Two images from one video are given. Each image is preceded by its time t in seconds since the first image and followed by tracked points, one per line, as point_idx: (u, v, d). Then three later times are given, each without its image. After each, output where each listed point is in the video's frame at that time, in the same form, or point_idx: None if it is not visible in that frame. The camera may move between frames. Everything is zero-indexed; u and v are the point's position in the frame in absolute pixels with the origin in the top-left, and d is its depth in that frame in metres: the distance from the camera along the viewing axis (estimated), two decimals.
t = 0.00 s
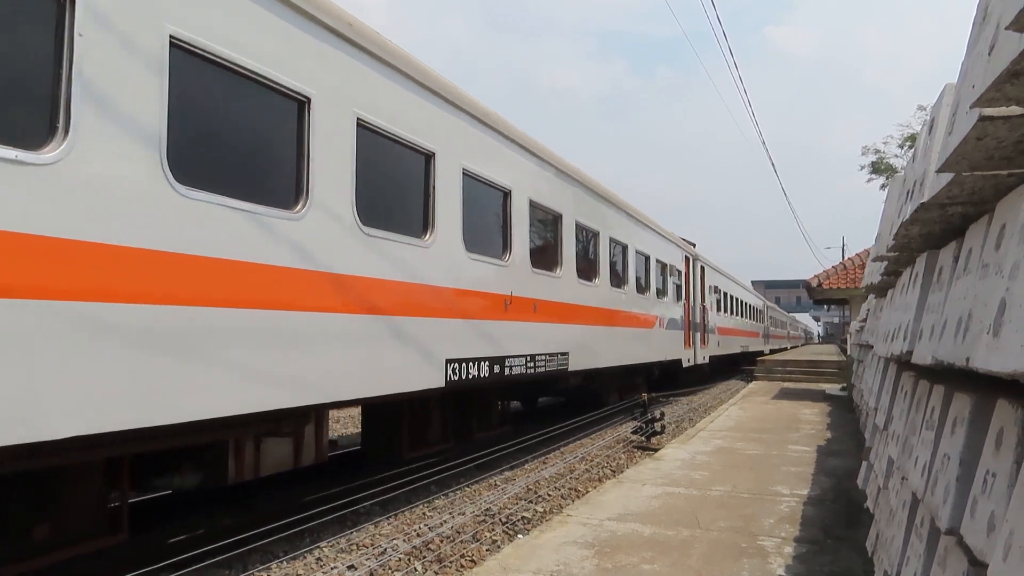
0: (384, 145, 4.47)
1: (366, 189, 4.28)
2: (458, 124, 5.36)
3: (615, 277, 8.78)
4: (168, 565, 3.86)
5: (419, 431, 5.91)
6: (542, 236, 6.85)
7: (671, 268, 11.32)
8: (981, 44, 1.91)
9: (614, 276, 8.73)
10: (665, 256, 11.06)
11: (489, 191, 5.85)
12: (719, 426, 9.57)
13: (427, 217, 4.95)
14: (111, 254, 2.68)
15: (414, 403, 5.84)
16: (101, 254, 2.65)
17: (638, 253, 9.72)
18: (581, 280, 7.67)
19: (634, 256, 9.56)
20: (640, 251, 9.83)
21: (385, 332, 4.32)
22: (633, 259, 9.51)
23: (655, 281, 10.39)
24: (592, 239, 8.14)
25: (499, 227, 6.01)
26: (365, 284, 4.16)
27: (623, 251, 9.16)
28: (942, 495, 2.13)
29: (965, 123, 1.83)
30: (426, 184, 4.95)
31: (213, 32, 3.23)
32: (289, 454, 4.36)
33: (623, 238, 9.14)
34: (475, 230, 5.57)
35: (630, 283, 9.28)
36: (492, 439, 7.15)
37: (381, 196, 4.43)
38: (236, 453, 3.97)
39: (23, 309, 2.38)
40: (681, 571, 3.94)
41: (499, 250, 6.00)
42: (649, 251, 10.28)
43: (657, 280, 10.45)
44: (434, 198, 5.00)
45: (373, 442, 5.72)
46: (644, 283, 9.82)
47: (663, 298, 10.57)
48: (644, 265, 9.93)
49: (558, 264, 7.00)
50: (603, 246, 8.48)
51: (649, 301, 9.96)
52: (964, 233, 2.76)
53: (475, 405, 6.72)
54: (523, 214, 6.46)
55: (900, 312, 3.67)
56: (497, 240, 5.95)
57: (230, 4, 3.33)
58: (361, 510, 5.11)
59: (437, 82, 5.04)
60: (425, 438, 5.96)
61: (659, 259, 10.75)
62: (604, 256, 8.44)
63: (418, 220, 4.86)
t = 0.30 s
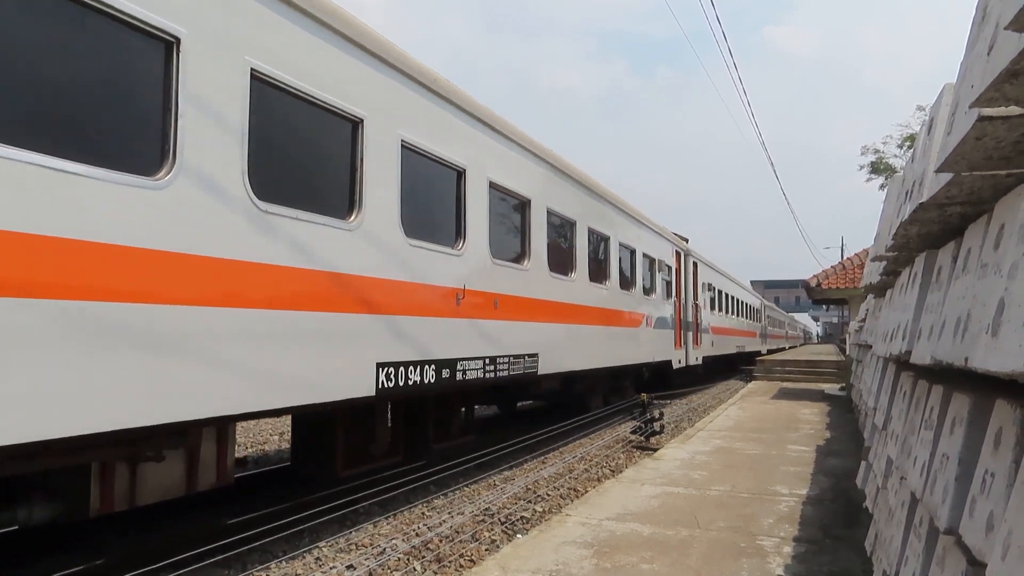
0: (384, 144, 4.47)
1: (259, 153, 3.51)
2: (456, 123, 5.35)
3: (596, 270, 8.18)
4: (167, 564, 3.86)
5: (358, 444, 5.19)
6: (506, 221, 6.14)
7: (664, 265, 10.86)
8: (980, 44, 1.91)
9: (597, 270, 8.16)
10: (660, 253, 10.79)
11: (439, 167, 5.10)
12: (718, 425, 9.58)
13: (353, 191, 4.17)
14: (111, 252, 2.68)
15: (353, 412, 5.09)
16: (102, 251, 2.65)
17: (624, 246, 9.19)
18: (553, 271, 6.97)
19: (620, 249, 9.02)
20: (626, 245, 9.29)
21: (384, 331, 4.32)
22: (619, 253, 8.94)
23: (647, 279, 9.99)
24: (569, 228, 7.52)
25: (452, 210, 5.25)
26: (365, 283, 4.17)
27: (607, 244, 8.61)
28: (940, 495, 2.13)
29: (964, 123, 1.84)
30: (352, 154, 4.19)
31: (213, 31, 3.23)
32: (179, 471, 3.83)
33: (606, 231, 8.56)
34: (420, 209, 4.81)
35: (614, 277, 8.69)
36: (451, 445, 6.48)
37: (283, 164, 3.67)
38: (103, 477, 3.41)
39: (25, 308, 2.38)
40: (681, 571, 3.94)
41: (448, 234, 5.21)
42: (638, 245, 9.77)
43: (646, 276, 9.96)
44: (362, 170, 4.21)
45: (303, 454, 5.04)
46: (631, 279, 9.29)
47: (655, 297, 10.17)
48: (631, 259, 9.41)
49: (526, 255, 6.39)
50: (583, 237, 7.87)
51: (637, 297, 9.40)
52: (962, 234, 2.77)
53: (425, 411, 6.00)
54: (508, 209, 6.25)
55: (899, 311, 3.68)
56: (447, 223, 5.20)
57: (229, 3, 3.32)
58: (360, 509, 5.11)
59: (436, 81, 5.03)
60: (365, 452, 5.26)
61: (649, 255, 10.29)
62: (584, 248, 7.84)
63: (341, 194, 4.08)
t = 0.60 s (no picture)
0: (384, 144, 4.50)
1: (99, 104, 2.77)
2: (454, 122, 5.34)
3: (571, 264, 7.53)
4: (165, 564, 3.86)
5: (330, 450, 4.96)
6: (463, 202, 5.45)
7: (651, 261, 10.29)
8: (978, 45, 1.92)
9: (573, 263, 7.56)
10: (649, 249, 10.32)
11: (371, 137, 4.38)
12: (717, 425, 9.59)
13: (248, 159, 3.43)
14: (111, 252, 2.68)
15: (270, 424, 4.41)
16: (101, 250, 2.65)
17: (606, 240, 8.58)
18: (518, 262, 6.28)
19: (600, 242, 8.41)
20: (608, 238, 8.69)
21: (383, 331, 4.31)
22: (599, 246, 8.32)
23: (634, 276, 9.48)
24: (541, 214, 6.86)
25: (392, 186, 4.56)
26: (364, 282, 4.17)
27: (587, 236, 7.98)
28: (939, 495, 2.13)
29: (962, 123, 1.84)
30: (245, 114, 3.45)
31: (215, 30, 3.24)
32: (15, 503, 3.14)
33: (585, 221, 7.93)
34: (345, 183, 4.12)
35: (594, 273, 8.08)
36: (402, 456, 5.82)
37: (137, 120, 2.93)
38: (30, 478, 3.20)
39: (28, 306, 2.40)
40: (680, 570, 3.94)
41: (381, 213, 4.46)
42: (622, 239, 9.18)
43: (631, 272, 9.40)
44: (257, 133, 3.47)
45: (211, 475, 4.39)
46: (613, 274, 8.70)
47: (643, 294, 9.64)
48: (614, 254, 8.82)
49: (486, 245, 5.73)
50: (557, 227, 7.19)
51: (620, 294, 8.80)
52: (961, 233, 2.77)
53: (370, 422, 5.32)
54: (497, 203, 6.03)
55: (898, 311, 3.69)
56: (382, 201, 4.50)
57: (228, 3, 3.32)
58: (359, 509, 5.11)
59: (434, 80, 5.03)
60: (285, 471, 4.55)
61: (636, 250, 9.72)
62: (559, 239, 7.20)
63: (232, 160, 3.35)
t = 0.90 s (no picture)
0: (383, 143, 4.50)
1: (12, 79, 2.51)
2: (452, 121, 5.34)
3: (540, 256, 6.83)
4: (164, 564, 3.86)
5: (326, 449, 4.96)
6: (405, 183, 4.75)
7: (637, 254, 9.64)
8: (976, 44, 1.92)
9: (543, 254, 6.86)
10: (635, 242, 9.70)
11: (281, 98, 3.68)
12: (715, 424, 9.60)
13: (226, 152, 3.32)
14: (110, 251, 2.68)
15: (152, 440, 3.74)
16: (101, 249, 2.65)
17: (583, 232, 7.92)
18: (475, 252, 5.59)
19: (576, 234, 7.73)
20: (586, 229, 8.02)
21: (382, 330, 4.31)
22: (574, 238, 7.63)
23: (618, 268, 8.86)
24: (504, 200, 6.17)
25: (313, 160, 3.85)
26: (363, 280, 4.17)
27: (559, 226, 7.30)
28: (937, 494, 2.13)
29: (960, 122, 1.84)
30: (196, 97, 3.19)
31: (214, 29, 3.24)
32: None
33: (558, 210, 7.25)
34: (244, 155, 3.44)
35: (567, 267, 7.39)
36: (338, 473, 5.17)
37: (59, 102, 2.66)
38: None
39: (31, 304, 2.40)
40: (679, 570, 3.94)
41: (292, 188, 3.72)
42: (602, 231, 8.52)
43: (614, 267, 8.75)
44: (155, 97, 2.94)
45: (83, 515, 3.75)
46: (590, 267, 8.03)
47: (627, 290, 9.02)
48: (592, 246, 8.17)
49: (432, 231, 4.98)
50: (524, 216, 6.52)
51: (597, 290, 8.15)
52: (959, 234, 2.78)
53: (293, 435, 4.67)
54: (496, 202, 6.03)
55: (895, 311, 3.70)
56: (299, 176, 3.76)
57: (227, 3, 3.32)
58: (357, 509, 5.11)
59: (433, 79, 5.03)
60: (177, 496, 3.87)
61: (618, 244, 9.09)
62: (527, 229, 6.53)
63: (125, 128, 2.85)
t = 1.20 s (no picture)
0: (382, 143, 4.52)
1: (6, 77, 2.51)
2: (451, 121, 5.35)
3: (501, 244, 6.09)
4: (161, 564, 3.86)
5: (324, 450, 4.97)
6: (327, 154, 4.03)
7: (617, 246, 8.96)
8: (974, 44, 1.91)
9: (503, 244, 6.15)
10: (616, 234, 9.04)
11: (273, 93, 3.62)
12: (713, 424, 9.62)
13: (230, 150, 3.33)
14: (109, 249, 2.68)
15: None
16: (100, 249, 2.65)
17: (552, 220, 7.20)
18: (419, 237, 4.83)
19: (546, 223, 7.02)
20: (556, 217, 7.30)
21: (379, 330, 4.31)
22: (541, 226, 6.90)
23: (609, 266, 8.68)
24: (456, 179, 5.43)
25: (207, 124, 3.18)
26: (360, 280, 4.17)
27: (524, 212, 6.58)
28: (934, 494, 2.14)
29: (958, 122, 1.84)
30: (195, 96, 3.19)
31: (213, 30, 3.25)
32: None
33: (524, 194, 6.54)
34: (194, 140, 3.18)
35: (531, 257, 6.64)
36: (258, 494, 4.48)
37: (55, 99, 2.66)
38: None
39: (31, 304, 2.41)
40: (677, 569, 3.95)
41: (155, 149, 2.97)
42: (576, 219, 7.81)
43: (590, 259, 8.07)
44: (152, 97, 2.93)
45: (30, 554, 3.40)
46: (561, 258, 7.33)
47: (606, 285, 8.36)
48: (564, 236, 7.47)
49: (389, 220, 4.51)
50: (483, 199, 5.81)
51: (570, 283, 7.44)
52: (956, 234, 2.78)
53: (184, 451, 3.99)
54: (495, 203, 6.04)
55: (893, 311, 3.70)
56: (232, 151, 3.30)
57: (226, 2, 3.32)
58: (355, 509, 5.11)
59: (431, 80, 5.03)
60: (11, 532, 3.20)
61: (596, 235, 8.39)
62: (486, 214, 5.82)
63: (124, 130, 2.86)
